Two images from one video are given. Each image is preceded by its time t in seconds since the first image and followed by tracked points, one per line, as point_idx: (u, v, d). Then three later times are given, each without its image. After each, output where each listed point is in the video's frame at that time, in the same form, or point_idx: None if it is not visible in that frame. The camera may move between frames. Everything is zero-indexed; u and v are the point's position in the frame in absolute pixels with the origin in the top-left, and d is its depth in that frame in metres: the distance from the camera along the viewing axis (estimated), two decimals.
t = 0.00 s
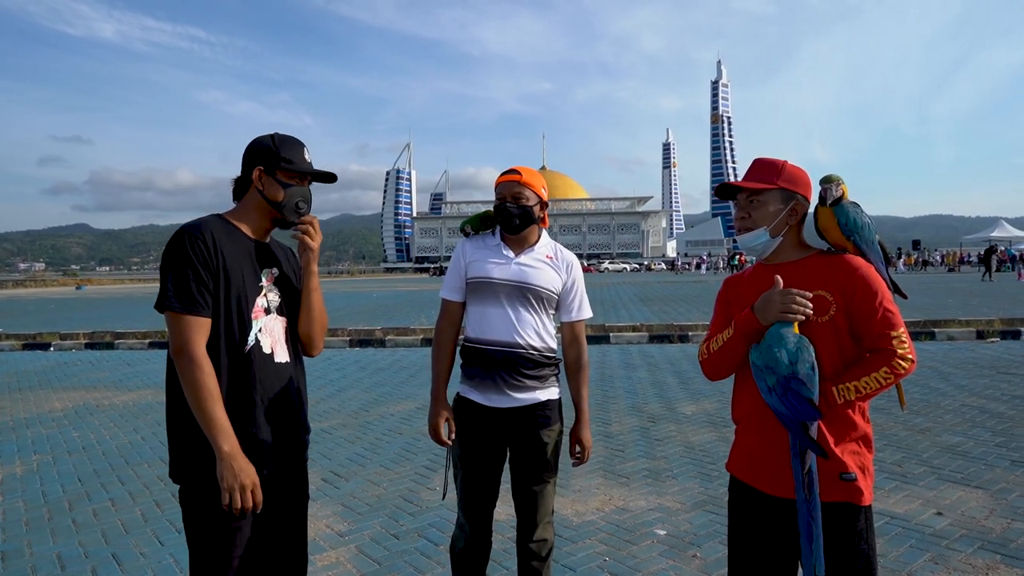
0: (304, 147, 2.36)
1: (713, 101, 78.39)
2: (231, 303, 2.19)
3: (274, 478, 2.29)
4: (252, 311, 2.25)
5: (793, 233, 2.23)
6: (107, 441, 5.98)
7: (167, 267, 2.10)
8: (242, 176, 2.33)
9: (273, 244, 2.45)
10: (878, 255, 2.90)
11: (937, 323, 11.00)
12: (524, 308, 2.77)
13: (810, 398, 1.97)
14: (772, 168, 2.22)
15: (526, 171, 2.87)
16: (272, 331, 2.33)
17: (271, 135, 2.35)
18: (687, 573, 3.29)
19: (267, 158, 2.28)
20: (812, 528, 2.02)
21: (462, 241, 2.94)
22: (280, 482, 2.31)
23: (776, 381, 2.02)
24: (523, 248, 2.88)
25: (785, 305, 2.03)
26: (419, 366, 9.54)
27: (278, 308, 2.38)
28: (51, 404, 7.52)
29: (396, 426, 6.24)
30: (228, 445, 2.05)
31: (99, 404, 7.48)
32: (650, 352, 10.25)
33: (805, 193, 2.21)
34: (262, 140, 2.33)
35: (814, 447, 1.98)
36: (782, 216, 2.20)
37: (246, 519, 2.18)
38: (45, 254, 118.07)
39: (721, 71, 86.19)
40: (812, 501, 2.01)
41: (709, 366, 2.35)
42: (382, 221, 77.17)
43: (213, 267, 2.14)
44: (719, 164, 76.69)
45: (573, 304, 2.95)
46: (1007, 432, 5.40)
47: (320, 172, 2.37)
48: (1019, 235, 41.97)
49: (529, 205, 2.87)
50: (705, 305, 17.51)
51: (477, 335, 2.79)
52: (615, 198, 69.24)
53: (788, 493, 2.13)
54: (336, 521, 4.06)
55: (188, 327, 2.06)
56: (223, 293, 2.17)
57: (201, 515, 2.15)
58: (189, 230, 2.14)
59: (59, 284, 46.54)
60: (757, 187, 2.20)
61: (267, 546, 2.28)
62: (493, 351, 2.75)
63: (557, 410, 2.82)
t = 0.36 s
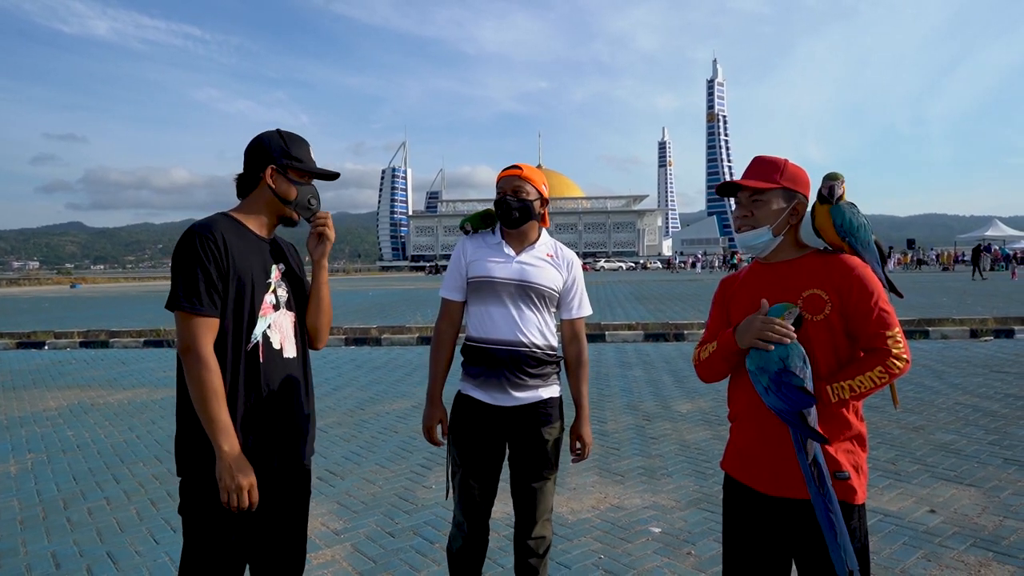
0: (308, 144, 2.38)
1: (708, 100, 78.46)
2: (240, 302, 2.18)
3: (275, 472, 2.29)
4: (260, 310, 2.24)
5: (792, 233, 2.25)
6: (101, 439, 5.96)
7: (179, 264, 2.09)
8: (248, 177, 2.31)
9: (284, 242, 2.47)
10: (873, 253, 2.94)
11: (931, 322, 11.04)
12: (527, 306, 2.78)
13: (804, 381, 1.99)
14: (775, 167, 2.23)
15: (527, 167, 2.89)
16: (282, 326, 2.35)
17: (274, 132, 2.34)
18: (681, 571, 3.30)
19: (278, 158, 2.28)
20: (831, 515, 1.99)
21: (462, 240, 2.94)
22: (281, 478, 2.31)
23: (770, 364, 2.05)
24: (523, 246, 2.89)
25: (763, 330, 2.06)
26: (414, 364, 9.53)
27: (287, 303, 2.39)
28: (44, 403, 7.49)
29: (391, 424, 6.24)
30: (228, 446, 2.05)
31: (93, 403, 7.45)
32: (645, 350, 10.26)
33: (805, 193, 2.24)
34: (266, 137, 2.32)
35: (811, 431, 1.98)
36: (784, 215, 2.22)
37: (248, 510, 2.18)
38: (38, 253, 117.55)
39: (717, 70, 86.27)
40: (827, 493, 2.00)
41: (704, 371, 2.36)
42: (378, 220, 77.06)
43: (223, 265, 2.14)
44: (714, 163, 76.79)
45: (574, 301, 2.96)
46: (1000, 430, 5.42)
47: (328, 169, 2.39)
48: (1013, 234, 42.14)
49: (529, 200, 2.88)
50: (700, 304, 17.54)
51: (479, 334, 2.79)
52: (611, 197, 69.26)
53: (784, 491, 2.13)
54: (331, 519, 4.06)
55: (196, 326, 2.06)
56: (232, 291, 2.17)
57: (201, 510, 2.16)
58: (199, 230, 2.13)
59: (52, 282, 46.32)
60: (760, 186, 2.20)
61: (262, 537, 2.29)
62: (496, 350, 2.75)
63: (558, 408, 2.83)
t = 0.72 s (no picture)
0: (297, 136, 2.31)
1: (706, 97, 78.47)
2: (243, 301, 2.19)
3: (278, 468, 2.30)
4: (262, 307, 2.25)
5: (795, 232, 2.25)
6: (99, 437, 5.95)
7: (181, 265, 2.08)
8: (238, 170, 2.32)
9: (277, 236, 2.43)
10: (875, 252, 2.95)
11: (929, 319, 11.06)
12: (531, 303, 2.78)
13: (794, 388, 2.02)
14: (779, 165, 2.22)
15: (533, 163, 2.90)
16: (283, 323, 2.36)
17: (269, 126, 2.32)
18: (680, 567, 3.31)
19: (259, 149, 2.24)
20: (801, 512, 2.03)
21: (465, 236, 2.94)
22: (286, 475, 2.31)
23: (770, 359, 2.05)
24: (527, 243, 2.87)
25: (744, 352, 2.12)
26: (412, 362, 9.53)
27: (286, 299, 2.39)
28: (42, 400, 7.49)
29: (389, 422, 6.24)
30: (246, 444, 2.04)
31: (91, 400, 7.45)
32: (643, 347, 10.27)
33: (807, 191, 2.24)
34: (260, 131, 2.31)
35: (777, 428, 2.07)
36: (789, 213, 2.22)
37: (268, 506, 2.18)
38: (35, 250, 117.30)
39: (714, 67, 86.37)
40: (800, 486, 2.03)
41: (707, 371, 2.37)
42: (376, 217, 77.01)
43: (224, 264, 2.13)
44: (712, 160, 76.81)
45: (578, 297, 2.96)
46: (997, 427, 5.44)
47: (313, 160, 2.32)
48: (1009, 231, 42.22)
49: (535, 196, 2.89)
50: (699, 301, 17.56)
51: (482, 331, 2.79)
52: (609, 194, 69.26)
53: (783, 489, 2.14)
54: (330, 516, 4.06)
55: (207, 327, 2.05)
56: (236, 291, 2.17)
57: (208, 507, 2.18)
58: (199, 230, 2.12)
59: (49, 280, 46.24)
60: (766, 185, 2.20)
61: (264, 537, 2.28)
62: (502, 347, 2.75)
63: (560, 405, 2.83)
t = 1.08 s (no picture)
0: (285, 130, 2.27)
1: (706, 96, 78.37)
2: (232, 303, 2.20)
3: (278, 467, 2.30)
4: (254, 309, 2.24)
5: (799, 229, 2.25)
6: (99, 435, 5.95)
7: (171, 269, 2.12)
8: (238, 172, 2.36)
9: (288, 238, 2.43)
10: (875, 248, 2.97)
11: (929, 317, 11.06)
12: (536, 302, 2.78)
13: (791, 399, 2.05)
14: (789, 159, 2.23)
15: (543, 162, 2.90)
16: (279, 325, 2.33)
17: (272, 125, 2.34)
18: (680, 566, 3.31)
19: (252, 146, 2.26)
20: (780, 518, 2.08)
21: (468, 234, 2.92)
22: (287, 474, 2.31)
23: (769, 372, 2.08)
24: (532, 241, 2.87)
25: (740, 306, 2.19)
26: (412, 360, 9.53)
27: (288, 299, 2.37)
28: (42, 399, 7.48)
29: (389, 420, 6.24)
30: (220, 445, 2.05)
31: (91, 398, 7.44)
32: (643, 346, 10.26)
33: (813, 189, 2.26)
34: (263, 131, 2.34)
35: (769, 436, 2.11)
36: (796, 207, 2.21)
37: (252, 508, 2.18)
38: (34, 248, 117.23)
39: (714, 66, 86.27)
40: (784, 495, 2.08)
41: (706, 363, 2.41)
42: (376, 215, 76.98)
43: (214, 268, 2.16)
44: (712, 158, 76.76)
45: (582, 295, 2.96)
46: (996, 425, 5.45)
47: (296, 153, 2.26)
48: (1009, 229, 42.22)
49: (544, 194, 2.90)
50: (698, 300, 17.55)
51: (486, 329, 2.79)
52: (609, 193, 69.23)
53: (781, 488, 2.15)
54: (330, 515, 4.06)
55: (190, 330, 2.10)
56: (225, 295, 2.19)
57: (207, 507, 2.17)
58: (192, 232, 2.16)
59: (49, 279, 46.34)
60: (778, 174, 2.20)
61: (268, 531, 2.30)
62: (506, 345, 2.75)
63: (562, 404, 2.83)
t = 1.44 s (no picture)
0: (286, 126, 2.27)
1: (705, 95, 78.39)
2: (228, 298, 2.19)
3: (275, 465, 2.28)
4: (252, 304, 2.23)
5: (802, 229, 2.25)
6: (97, 433, 5.93)
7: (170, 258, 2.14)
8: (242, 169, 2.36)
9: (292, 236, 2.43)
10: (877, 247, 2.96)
11: (926, 316, 11.08)
12: (537, 300, 2.79)
13: (794, 396, 2.05)
14: (790, 158, 2.21)
15: (545, 161, 2.88)
16: (278, 321, 2.33)
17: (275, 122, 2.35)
18: (678, 565, 3.31)
19: (253, 142, 2.27)
20: (780, 515, 2.08)
21: (471, 230, 2.90)
22: (282, 473, 2.30)
23: (776, 365, 2.08)
24: (535, 240, 2.87)
25: (767, 320, 2.09)
26: (410, 358, 9.53)
27: (288, 296, 2.37)
28: (39, 397, 7.46)
29: (387, 419, 6.23)
30: (174, 443, 2.07)
31: (88, 397, 7.42)
32: (640, 345, 10.27)
33: (814, 187, 2.26)
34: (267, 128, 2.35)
35: (770, 431, 2.12)
36: (799, 209, 2.22)
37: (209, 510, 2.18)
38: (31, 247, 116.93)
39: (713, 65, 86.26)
40: (784, 492, 2.08)
41: (706, 363, 2.38)
42: (374, 214, 76.91)
43: (212, 262, 2.17)
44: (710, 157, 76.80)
45: (584, 295, 2.97)
46: (994, 424, 5.46)
47: (292, 148, 2.25)
48: (1006, 229, 42.30)
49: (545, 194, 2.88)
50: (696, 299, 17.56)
51: (487, 326, 2.79)
52: (607, 192, 69.23)
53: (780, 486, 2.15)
54: (328, 513, 4.06)
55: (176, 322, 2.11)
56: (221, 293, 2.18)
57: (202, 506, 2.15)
58: (193, 225, 2.17)
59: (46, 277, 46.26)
60: (778, 176, 2.19)
61: (266, 529, 2.29)
62: (507, 342, 2.74)
63: (560, 404, 2.84)
